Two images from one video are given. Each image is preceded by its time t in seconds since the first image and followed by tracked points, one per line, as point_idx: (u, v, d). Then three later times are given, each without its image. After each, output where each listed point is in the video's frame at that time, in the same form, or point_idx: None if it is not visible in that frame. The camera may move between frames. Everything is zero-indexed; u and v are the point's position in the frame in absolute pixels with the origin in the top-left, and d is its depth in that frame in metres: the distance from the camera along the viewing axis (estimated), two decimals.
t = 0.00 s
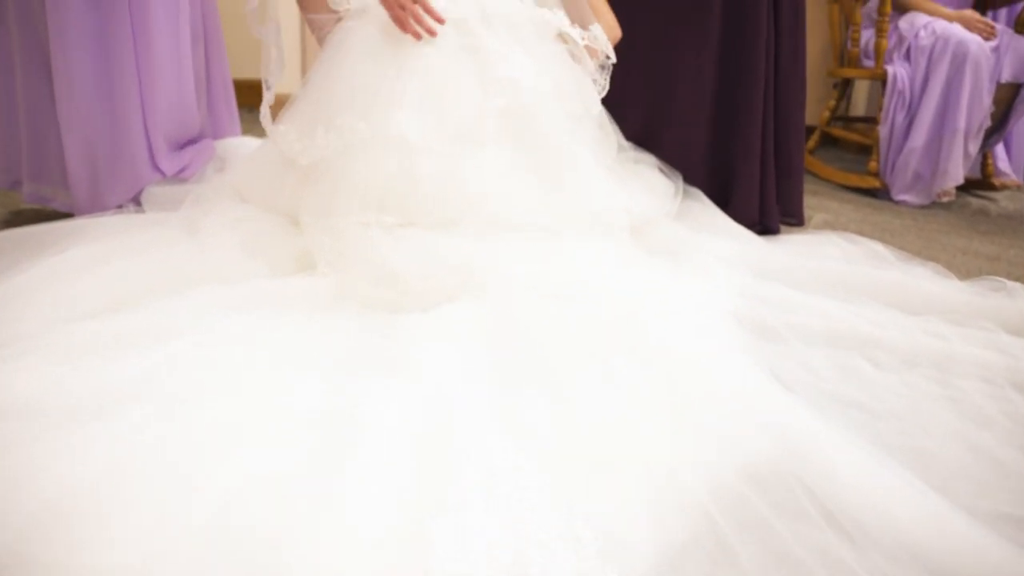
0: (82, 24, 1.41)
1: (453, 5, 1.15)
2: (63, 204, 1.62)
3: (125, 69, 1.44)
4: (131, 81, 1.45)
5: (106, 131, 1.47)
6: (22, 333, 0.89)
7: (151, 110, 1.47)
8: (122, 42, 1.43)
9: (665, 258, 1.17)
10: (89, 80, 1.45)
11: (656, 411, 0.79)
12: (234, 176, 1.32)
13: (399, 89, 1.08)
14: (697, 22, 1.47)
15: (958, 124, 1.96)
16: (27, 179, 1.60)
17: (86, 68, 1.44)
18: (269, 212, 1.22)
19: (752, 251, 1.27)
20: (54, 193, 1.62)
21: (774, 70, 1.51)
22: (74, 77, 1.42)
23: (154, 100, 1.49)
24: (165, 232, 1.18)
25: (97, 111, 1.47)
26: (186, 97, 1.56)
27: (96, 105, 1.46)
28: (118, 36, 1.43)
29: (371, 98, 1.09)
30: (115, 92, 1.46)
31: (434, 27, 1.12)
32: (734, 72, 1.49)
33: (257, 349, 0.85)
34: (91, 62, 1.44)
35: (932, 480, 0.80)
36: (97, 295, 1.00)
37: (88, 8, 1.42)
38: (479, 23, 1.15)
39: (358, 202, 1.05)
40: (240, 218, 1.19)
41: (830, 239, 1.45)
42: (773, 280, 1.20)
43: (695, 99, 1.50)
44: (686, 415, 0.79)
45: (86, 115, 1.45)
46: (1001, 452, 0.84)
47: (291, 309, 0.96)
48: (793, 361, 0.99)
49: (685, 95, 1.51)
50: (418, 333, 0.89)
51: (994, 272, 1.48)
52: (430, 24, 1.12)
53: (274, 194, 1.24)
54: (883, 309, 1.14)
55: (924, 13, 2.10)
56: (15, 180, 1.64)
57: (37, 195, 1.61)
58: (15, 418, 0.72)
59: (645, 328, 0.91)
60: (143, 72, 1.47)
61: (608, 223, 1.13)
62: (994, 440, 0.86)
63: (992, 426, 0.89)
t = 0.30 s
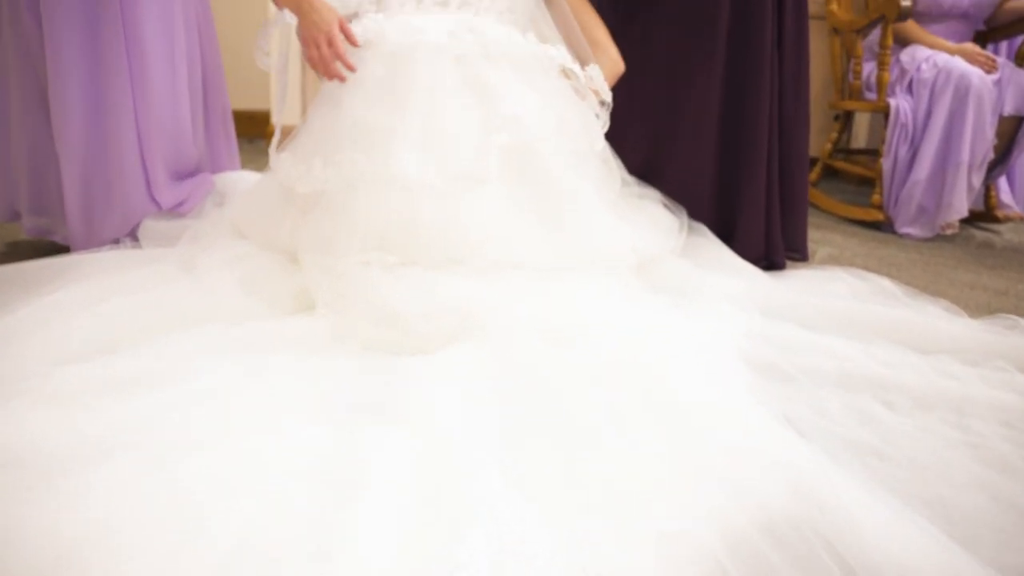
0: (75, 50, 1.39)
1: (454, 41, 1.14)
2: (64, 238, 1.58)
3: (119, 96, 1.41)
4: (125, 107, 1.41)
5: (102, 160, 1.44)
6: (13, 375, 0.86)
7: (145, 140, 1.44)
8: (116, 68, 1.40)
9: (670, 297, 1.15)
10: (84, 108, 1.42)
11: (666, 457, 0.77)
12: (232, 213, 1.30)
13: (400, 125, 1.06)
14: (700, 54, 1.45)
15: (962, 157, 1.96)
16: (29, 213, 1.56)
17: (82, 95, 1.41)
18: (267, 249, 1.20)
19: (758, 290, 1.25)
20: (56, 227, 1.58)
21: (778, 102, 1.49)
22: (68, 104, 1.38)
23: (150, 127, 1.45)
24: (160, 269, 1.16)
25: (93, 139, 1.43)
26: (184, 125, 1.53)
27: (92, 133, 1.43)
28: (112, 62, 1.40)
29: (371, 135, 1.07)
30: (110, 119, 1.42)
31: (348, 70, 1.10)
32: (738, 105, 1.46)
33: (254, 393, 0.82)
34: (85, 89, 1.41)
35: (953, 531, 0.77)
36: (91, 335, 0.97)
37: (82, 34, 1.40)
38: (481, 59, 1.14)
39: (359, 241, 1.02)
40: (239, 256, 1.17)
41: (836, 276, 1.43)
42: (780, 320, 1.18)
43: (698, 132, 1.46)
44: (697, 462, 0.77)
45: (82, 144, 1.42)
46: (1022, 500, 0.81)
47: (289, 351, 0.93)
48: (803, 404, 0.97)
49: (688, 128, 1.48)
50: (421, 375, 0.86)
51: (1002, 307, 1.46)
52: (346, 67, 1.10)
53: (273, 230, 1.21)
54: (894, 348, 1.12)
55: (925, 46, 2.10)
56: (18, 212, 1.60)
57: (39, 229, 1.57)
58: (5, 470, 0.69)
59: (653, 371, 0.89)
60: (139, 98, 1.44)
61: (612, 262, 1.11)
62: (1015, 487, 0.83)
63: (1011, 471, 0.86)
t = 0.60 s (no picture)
0: (68, 77, 1.33)
1: (456, 73, 1.13)
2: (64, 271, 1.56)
3: (113, 124, 1.35)
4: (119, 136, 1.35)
5: (97, 191, 1.39)
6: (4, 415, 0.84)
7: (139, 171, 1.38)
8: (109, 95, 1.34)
9: (676, 333, 1.13)
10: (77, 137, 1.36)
11: (676, 500, 0.74)
12: (230, 246, 1.28)
13: (402, 159, 1.05)
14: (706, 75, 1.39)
15: (967, 187, 1.94)
16: (27, 245, 1.54)
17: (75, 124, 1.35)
18: (266, 283, 1.17)
19: (765, 325, 1.24)
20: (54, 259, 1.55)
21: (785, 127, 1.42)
22: (60, 133, 1.33)
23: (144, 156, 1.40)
24: (156, 303, 1.14)
25: (88, 169, 1.38)
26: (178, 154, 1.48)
27: (87, 163, 1.38)
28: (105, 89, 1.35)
29: (372, 169, 1.05)
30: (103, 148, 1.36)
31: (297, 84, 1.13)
32: (743, 129, 1.40)
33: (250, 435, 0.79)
34: (79, 116, 1.36)
35: None
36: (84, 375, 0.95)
37: (75, 61, 1.35)
38: (483, 91, 1.13)
39: (360, 277, 1.01)
40: (237, 290, 1.15)
41: (842, 309, 1.41)
42: (788, 355, 1.16)
43: (702, 157, 1.40)
44: (707, 506, 0.74)
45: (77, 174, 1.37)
46: None
47: (286, 390, 0.91)
48: (814, 443, 0.95)
49: (692, 153, 1.42)
50: (425, 414, 0.84)
51: (1011, 339, 1.44)
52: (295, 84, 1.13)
53: (272, 264, 1.19)
54: (904, 384, 1.09)
55: (928, 75, 2.09)
56: (13, 246, 1.57)
57: (40, 261, 1.56)
58: None
59: (661, 410, 0.86)
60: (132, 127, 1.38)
61: (616, 296, 1.09)
62: None
63: None
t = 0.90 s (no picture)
0: (62, 104, 1.30)
1: (459, 103, 1.11)
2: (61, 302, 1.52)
3: (106, 149, 1.30)
4: (112, 162, 1.30)
5: (90, 220, 1.34)
6: None
7: (133, 196, 1.33)
8: (101, 119, 1.29)
9: (684, 369, 1.11)
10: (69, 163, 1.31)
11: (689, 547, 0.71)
12: (227, 279, 1.26)
13: (403, 190, 1.03)
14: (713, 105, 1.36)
15: (973, 213, 1.92)
16: (25, 275, 1.50)
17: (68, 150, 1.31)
18: (264, 317, 1.15)
19: (773, 359, 1.21)
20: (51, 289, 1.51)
21: (792, 156, 1.39)
22: (53, 161, 1.29)
23: (139, 182, 1.34)
24: (152, 338, 1.11)
25: (80, 196, 1.33)
26: (175, 181, 1.42)
27: (79, 190, 1.33)
28: (98, 112, 1.30)
29: (373, 200, 1.03)
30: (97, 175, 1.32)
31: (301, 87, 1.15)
32: (751, 159, 1.37)
33: (247, 478, 0.76)
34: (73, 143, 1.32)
35: None
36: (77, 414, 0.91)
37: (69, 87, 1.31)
38: (486, 121, 1.11)
39: (361, 311, 0.98)
40: (234, 325, 1.12)
41: (851, 341, 1.38)
42: (798, 391, 1.13)
43: (710, 188, 1.37)
44: (721, 552, 0.71)
45: (69, 201, 1.32)
46: None
47: (284, 429, 0.88)
48: (828, 484, 0.92)
49: (700, 183, 1.40)
50: (427, 455, 0.81)
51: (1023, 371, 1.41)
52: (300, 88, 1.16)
53: (269, 297, 1.17)
54: (918, 420, 1.07)
55: (931, 102, 2.08)
56: (9, 276, 1.54)
57: (36, 291, 1.51)
58: None
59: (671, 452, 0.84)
60: (126, 152, 1.33)
61: (623, 331, 1.07)
62: None
63: None
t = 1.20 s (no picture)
0: (55, 134, 1.27)
1: (461, 134, 1.09)
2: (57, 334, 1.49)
3: (99, 178, 1.27)
4: (105, 190, 1.28)
5: (83, 250, 1.31)
6: None
7: (127, 227, 1.30)
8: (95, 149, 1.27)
9: (691, 404, 1.08)
10: (61, 191, 1.29)
11: None
12: (225, 311, 1.24)
13: (405, 223, 1.01)
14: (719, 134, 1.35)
15: (978, 241, 1.90)
16: (21, 305, 1.48)
17: (60, 178, 1.28)
18: (261, 351, 1.12)
19: (782, 394, 1.19)
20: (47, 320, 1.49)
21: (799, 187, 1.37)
22: (47, 192, 1.26)
23: (132, 211, 1.32)
24: (146, 373, 1.08)
25: (73, 226, 1.31)
26: (171, 210, 1.39)
27: (72, 219, 1.31)
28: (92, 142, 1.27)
29: (373, 233, 1.01)
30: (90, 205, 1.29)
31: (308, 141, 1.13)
32: (757, 189, 1.35)
33: (242, 520, 0.73)
34: (66, 173, 1.29)
35: None
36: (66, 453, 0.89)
37: (63, 117, 1.29)
38: (488, 152, 1.09)
39: (360, 346, 0.96)
40: (232, 360, 1.10)
41: (859, 372, 1.36)
42: (806, 427, 1.11)
43: (716, 218, 1.36)
44: None
45: (61, 231, 1.29)
46: None
47: (281, 466, 0.85)
48: (842, 524, 0.89)
49: (705, 213, 1.38)
50: (428, 496, 0.78)
51: None
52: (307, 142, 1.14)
53: (267, 331, 1.15)
54: (931, 456, 1.04)
55: (934, 131, 2.08)
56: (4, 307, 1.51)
57: (32, 322, 1.49)
58: None
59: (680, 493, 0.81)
60: (122, 182, 1.31)
61: (628, 366, 1.04)
62: None
63: None
